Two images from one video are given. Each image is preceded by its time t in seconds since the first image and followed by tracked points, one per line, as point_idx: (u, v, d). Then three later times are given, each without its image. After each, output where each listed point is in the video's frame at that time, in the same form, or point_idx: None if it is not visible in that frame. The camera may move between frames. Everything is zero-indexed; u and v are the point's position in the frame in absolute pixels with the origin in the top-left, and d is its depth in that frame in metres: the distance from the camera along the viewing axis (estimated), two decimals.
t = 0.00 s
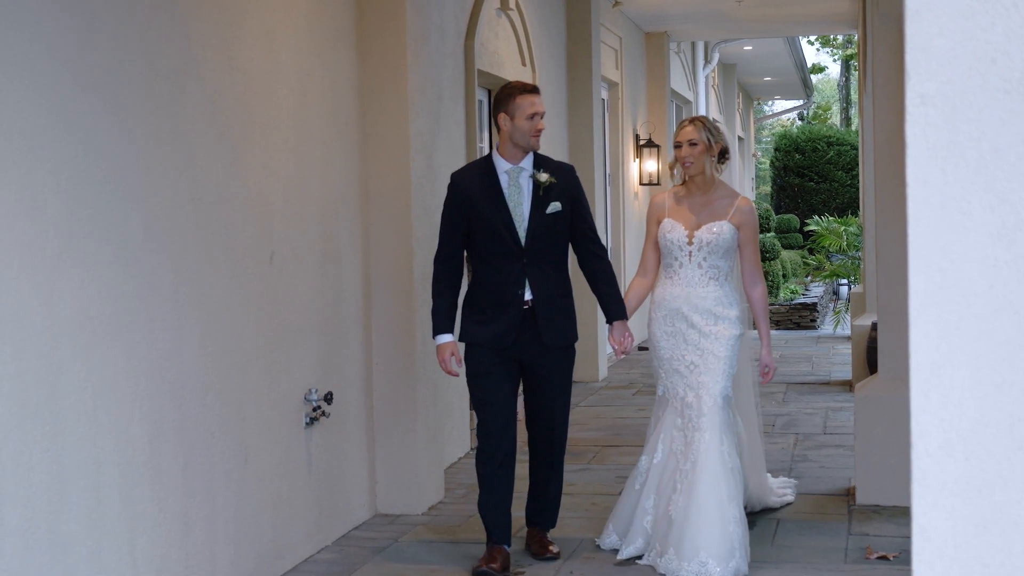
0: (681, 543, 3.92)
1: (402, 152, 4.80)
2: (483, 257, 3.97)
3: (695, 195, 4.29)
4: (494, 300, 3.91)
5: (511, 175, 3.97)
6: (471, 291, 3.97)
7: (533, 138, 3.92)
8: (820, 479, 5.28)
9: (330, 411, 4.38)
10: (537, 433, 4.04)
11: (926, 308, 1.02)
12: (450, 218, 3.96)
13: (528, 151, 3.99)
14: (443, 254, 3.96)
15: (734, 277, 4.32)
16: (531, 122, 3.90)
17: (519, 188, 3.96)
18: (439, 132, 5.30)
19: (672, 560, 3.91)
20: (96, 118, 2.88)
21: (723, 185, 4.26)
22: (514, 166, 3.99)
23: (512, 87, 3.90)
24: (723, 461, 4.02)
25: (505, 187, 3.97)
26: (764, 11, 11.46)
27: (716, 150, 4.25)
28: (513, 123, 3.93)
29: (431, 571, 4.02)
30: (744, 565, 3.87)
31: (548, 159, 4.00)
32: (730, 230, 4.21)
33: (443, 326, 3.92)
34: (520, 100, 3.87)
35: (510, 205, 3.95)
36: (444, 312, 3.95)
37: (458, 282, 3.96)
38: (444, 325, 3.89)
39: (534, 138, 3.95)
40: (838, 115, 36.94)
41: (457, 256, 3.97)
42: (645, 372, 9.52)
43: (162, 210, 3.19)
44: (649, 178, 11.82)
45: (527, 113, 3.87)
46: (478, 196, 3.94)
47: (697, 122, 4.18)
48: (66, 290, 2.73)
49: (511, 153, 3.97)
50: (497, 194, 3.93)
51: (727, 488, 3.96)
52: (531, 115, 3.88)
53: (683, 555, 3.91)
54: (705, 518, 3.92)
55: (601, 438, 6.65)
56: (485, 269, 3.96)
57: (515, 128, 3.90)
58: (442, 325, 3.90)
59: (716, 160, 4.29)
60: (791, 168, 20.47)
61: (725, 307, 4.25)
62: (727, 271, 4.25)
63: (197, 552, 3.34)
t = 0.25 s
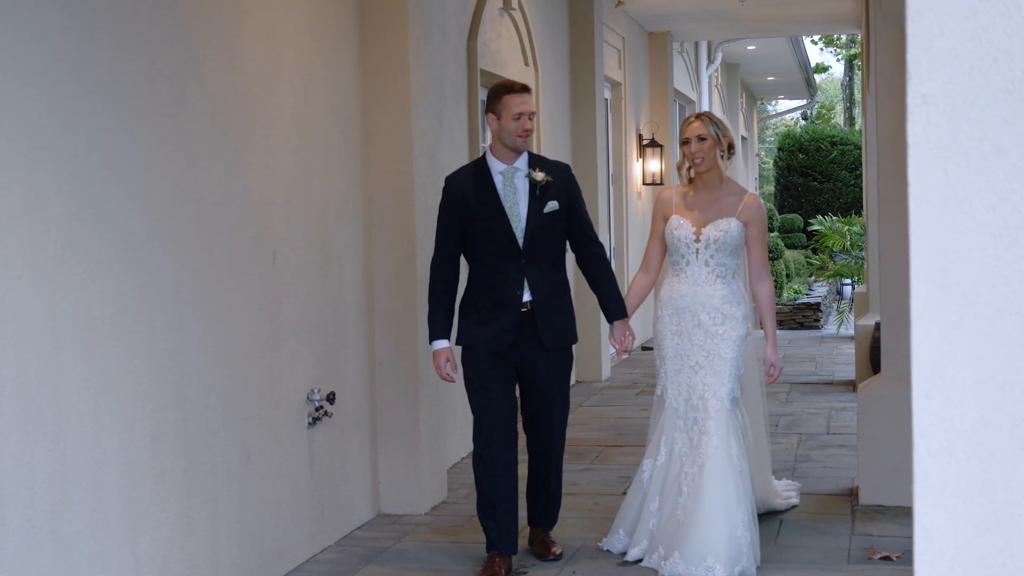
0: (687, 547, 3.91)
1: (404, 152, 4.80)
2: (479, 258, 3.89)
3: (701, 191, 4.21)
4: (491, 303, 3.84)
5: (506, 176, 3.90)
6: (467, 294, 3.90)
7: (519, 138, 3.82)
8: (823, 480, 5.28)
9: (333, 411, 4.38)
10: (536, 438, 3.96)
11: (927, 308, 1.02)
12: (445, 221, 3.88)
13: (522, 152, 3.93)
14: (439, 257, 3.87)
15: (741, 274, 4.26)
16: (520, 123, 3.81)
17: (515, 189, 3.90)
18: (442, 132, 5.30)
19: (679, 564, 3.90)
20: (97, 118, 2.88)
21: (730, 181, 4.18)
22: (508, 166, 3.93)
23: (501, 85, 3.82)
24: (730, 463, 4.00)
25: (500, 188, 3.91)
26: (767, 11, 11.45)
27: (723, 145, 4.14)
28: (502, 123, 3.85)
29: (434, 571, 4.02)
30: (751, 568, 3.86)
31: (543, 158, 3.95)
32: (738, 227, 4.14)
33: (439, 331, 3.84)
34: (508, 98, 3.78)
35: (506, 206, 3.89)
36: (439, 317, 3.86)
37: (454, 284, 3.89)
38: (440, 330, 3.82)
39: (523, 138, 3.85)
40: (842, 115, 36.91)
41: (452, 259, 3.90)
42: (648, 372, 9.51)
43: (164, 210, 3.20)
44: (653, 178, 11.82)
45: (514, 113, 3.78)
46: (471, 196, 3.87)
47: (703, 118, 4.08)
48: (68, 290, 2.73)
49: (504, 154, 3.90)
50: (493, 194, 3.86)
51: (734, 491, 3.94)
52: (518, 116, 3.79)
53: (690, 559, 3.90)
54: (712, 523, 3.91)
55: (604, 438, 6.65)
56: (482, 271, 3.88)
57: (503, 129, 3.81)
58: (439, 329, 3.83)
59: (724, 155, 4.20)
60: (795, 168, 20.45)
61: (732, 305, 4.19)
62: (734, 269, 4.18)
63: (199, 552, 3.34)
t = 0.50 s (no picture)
0: (696, 551, 3.89)
1: (407, 152, 4.80)
2: (477, 259, 3.86)
3: (708, 189, 4.16)
4: (488, 305, 3.80)
5: (502, 175, 3.87)
6: (464, 294, 3.87)
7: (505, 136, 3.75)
8: (827, 480, 5.29)
9: (336, 412, 4.38)
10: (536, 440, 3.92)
11: (929, 308, 1.01)
12: (441, 221, 3.85)
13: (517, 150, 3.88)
14: (437, 258, 3.84)
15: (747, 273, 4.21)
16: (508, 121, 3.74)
17: (511, 187, 3.87)
18: (446, 133, 5.30)
19: (687, 568, 3.88)
20: (100, 120, 2.88)
21: (736, 179, 4.12)
22: (503, 165, 3.89)
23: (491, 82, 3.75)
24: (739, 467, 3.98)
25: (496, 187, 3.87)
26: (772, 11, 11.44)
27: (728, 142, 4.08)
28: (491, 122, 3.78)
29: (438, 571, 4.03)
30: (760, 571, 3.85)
31: (538, 156, 3.91)
32: (745, 227, 4.09)
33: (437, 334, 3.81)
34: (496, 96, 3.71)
35: (503, 205, 3.85)
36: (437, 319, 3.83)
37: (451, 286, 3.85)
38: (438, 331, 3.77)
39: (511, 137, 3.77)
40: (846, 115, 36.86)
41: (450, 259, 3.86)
42: (652, 373, 9.51)
43: (167, 211, 3.20)
44: (657, 179, 11.81)
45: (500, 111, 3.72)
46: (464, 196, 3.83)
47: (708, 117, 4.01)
48: (72, 291, 2.74)
49: (498, 153, 3.86)
50: (489, 193, 3.83)
51: (743, 496, 3.93)
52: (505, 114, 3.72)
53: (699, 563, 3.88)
54: (720, 526, 3.89)
55: (608, 438, 6.66)
56: (480, 271, 3.85)
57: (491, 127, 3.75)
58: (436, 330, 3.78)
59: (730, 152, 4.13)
60: (799, 168, 20.42)
61: (739, 306, 4.15)
62: (742, 270, 4.13)
63: (202, 553, 3.34)
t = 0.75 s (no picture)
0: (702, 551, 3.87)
1: (412, 154, 4.80)
2: (476, 259, 3.82)
3: (715, 189, 4.15)
4: (488, 306, 3.76)
5: (501, 174, 3.84)
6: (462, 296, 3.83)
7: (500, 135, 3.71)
8: (832, 480, 5.29)
9: (341, 413, 4.39)
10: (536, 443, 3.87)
11: (933, 310, 1.01)
12: (439, 221, 3.81)
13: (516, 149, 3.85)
14: (435, 259, 3.79)
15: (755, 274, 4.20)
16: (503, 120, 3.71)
17: (510, 187, 3.84)
18: (450, 134, 5.30)
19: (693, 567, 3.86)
20: (105, 122, 2.88)
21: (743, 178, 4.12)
22: (503, 164, 3.86)
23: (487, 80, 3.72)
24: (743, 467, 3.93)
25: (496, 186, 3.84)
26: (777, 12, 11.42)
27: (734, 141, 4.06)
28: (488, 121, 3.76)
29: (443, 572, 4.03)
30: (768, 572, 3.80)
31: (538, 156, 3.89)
32: (754, 227, 4.09)
33: (436, 335, 3.76)
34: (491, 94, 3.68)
35: (503, 204, 3.82)
36: (436, 321, 3.78)
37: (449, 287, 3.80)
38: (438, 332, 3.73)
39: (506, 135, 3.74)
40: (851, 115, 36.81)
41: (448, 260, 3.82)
42: (657, 373, 9.51)
43: (172, 213, 3.20)
44: (661, 179, 11.81)
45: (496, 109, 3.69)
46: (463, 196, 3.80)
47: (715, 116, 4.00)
48: (77, 292, 2.75)
49: (496, 152, 3.83)
50: (488, 193, 3.80)
51: (747, 496, 3.89)
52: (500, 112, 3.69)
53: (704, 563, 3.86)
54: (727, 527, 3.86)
55: (613, 438, 6.68)
56: (479, 271, 3.81)
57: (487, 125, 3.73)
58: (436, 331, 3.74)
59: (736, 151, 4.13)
60: (805, 169, 20.40)
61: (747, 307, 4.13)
62: (750, 271, 4.13)
63: (207, 554, 3.35)
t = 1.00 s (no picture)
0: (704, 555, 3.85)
1: (414, 154, 4.80)
2: (474, 258, 3.80)
3: (720, 189, 4.09)
4: (487, 307, 3.73)
5: (500, 172, 3.82)
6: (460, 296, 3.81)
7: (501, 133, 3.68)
8: (834, 480, 5.29)
9: (343, 413, 4.39)
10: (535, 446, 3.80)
11: (935, 310, 1.01)
12: (437, 220, 3.79)
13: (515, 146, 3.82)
14: (433, 258, 3.76)
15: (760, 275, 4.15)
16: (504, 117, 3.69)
17: (509, 185, 3.82)
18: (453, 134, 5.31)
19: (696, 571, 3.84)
20: (107, 122, 2.88)
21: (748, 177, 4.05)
22: (501, 162, 3.84)
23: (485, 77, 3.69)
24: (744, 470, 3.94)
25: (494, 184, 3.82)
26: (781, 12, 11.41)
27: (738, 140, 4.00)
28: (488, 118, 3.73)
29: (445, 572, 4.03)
30: None
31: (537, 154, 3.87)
32: (760, 228, 4.03)
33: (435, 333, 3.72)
34: (490, 92, 3.66)
35: (501, 202, 3.81)
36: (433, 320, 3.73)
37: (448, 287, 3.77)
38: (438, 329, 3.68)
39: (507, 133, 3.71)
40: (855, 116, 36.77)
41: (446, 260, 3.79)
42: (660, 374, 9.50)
43: (174, 213, 3.20)
44: (665, 180, 11.80)
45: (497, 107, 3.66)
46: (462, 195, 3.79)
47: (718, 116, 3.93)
48: (80, 292, 2.75)
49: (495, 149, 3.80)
50: (486, 191, 3.79)
51: (750, 498, 3.89)
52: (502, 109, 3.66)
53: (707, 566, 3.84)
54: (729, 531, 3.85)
55: (616, 438, 6.69)
56: (477, 271, 3.78)
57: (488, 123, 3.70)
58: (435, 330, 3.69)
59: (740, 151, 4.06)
60: (808, 169, 20.38)
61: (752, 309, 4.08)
62: (756, 273, 4.07)
63: (209, 554, 3.35)
